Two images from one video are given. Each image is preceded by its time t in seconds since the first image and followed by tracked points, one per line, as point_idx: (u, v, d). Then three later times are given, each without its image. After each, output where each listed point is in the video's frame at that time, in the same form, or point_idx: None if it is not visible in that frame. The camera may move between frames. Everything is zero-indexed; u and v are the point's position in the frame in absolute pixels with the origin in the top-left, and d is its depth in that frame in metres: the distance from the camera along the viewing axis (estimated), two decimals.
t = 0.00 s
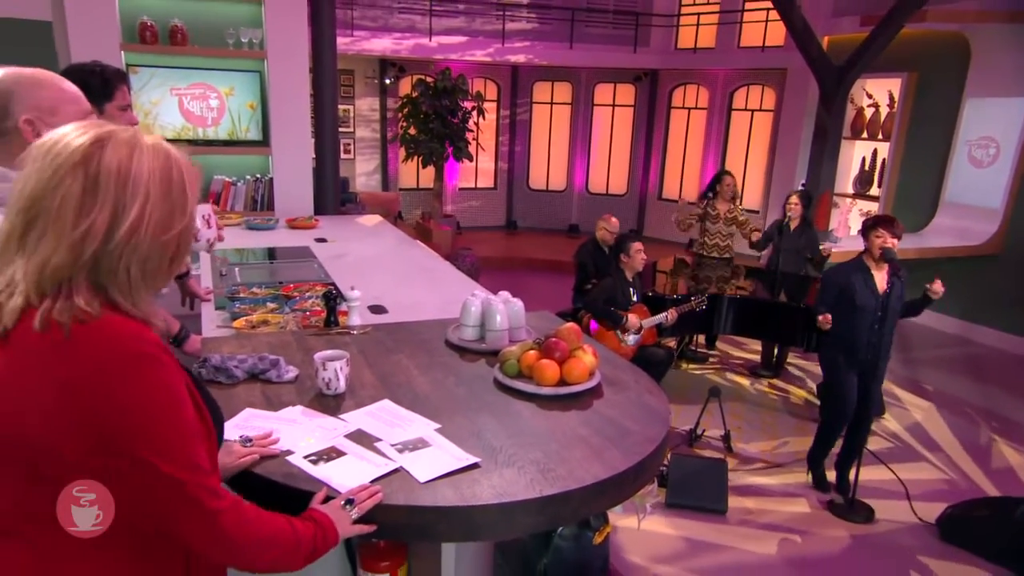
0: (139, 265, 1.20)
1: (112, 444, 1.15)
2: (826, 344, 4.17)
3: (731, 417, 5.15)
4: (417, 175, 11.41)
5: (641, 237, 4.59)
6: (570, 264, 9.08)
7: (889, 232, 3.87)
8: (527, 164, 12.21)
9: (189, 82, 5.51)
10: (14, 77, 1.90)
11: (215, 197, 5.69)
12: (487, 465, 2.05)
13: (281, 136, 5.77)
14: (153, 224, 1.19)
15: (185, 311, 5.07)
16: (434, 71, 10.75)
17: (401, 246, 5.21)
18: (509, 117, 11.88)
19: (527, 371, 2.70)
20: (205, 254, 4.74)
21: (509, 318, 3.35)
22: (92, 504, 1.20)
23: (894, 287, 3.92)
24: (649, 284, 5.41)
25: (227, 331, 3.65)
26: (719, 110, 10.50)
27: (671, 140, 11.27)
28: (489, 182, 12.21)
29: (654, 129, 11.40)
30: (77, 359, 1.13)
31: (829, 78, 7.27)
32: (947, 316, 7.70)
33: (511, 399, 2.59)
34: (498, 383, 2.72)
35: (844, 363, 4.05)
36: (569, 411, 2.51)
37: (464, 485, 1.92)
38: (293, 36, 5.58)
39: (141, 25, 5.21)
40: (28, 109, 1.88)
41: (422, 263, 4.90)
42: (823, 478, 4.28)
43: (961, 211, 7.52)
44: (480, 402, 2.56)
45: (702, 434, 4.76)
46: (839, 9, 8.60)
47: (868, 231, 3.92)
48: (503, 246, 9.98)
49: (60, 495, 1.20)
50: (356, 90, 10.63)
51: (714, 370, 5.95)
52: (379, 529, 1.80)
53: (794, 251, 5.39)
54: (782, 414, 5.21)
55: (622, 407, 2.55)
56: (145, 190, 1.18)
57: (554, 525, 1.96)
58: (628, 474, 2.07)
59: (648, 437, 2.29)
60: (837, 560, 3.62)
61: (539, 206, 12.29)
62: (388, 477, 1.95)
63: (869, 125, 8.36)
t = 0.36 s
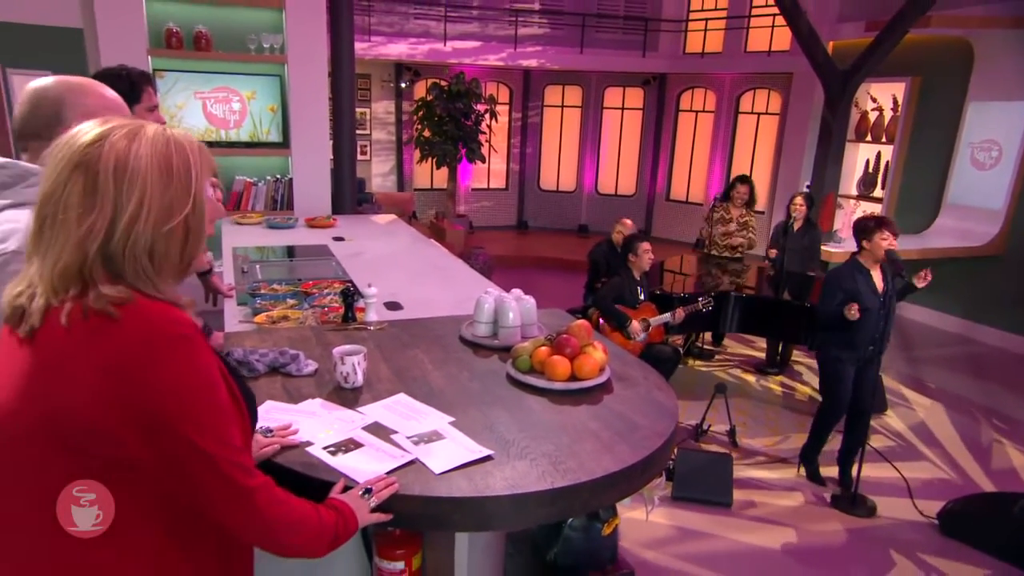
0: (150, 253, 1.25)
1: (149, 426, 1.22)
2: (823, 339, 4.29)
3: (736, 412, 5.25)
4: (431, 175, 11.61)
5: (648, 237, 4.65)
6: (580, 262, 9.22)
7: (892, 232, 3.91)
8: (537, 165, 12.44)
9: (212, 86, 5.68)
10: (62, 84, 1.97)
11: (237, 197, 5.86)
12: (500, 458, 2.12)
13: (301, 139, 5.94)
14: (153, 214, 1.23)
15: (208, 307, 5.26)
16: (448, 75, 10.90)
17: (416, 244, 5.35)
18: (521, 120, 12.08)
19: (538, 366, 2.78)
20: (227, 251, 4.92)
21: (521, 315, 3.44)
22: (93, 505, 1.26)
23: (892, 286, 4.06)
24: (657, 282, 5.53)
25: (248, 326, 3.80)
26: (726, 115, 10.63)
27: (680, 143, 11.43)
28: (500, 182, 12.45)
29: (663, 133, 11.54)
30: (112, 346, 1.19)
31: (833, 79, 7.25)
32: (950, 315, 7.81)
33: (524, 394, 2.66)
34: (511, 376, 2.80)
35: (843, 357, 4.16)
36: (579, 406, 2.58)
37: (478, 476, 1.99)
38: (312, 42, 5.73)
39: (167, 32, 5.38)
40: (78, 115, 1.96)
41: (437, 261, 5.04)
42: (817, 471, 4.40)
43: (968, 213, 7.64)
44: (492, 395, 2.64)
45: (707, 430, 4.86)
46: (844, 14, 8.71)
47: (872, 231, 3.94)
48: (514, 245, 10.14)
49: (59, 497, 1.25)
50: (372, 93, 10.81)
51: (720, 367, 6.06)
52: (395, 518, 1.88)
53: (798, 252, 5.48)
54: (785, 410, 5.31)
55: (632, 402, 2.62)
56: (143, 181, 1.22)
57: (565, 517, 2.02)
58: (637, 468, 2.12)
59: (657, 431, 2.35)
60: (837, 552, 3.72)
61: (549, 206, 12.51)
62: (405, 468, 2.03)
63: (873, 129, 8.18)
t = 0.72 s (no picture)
0: (179, 249, 1.31)
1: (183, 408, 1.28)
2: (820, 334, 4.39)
3: (740, 408, 5.34)
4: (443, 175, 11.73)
5: (657, 239, 4.79)
6: (588, 262, 9.32)
7: (891, 232, 4.00)
8: (547, 166, 12.46)
9: (232, 90, 5.81)
10: (97, 88, 2.00)
11: (256, 197, 6.02)
12: (511, 451, 2.18)
13: (317, 142, 6.08)
14: (176, 213, 1.29)
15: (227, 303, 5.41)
16: (460, 78, 11.03)
17: (428, 243, 5.47)
18: (530, 122, 12.14)
19: (548, 362, 2.86)
20: (246, 249, 5.06)
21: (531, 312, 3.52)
22: (93, 504, 1.34)
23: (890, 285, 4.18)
24: (664, 280, 5.66)
25: (266, 322, 3.93)
26: (731, 116, 10.77)
27: (687, 144, 11.60)
28: (511, 184, 12.48)
29: (669, 136, 11.73)
30: (146, 333, 1.25)
31: (837, 84, 7.36)
32: (950, 314, 7.86)
33: (535, 390, 2.73)
34: (521, 373, 2.88)
35: (841, 353, 4.25)
36: (587, 401, 2.65)
37: (489, 469, 2.05)
38: (329, 47, 5.86)
39: (189, 37, 5.54)
40: (108, 119, 2.00)
41: (450, 260, 5.15)
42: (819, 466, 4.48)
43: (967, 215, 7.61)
44: (503, 391, 2.73)
45: (711, 425, 4.95)
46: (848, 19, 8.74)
47: (871, 231, 4.04)
48: (524, 244, 10.25)
49: (62, 496, 1.34)
50: (387, 95, 10.94)
51: (725, 365, 6.15)
52: (407, 509, 1.95)
53: (802, 250, 5.55)
54: (789, 406, 5.41)
55: (640, 398, 2.69)
56: (165, 182, 1.28)
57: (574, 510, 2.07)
58: (644, 461, 2.18)
59: (665, 427, 2.40)
60: (841, 546, 3.80)
61: (559, 207, 12.60)
62: (417, 460, 2.10)
63: (876, 132, 8.32)
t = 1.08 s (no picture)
0: (224, 248, 1.34)
1: (221, 402, 1.31)
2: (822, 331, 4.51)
3: (744, 405, 5.45)
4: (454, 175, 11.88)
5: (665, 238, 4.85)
6: (595, 262, 9.44)
7: (891, 232, 4.09)
8: (555, 166, 12.63)
9: (252, 94, 5.98)
10: (136, 93, 2.00)
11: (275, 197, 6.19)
12: (522, 444, 2.31)
13: (333, 145, 6.24)
14: (223, 214, 1.33)
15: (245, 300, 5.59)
16: (472, 83, 11.19)
17: (440, 242, 5.62)
18: (540, 125, 12.30)
19: (558, 358, 2.98)
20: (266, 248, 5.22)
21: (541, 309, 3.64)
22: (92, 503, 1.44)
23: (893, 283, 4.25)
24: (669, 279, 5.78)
25: (286, 318, 4.09)
26: (736, 122, 10.82)
27: (693, 147, 11.68)
28: (521, 185, 12.65)
29: (675, 138, 11.84)
30: (184, 331, 1.29)
31: (840, 90, 7.48)
32: (951, 314, 7.92)
33: (545, 385, 2.86)
34: (532, 368, 3.01)
35: (842, 349, 4.36)
36: (597, 396, 2.77)
37: (501, 461, 2.18)
38: (347, 53, 6.03)
39: (212, 44, 5.71)
40: (144, 125, 1.99)
41: (463, 259, 5.29)
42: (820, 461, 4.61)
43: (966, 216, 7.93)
44: (515, 385, 2.86)
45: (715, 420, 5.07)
46: (850, 25, 8.97)
47: (873, 230, 4.12)
48: (533, 244, 10.40)
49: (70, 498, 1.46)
50: (401, 99, 11.09)
51: (729, 362, 6.26)
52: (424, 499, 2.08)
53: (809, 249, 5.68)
54: (790, 403, 5.52)
55: (647, 394, 2.81)
56: (214, 188, 1.31)
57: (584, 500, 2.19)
58: (652, 455, 2.30)
59: (671, 422, 2.53)
60: (840, 540, 3.90)
61: (567, 207, 12.73)
62: (432, 452, 2.23)
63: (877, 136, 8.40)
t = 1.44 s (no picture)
0: (279, 249, 1.43)
1: (259, 401, 1.39)
2: (824, 330, 4.57)
3: (746, 402, 5.54)
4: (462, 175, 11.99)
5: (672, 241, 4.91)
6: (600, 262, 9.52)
7: (890, 234, 4.12)
8: (561, 167, 12.72)
9: (266, 97, 6.15)
10: (162, 97, 2.09)
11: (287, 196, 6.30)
12: (529, 439, 2.40)
13: (343, 147, 6.38)
14: (280, 215, 1.41)
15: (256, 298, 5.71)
16: (478, 86, 11.31)
17: (447, 242, 5.72)
18: (546, 127, 12.40)
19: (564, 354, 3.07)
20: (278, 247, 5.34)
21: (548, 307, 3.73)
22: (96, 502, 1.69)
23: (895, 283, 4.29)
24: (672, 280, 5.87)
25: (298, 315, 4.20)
26: (739, 124, 10.87)
27: (696, 148, 11.72)
28: (527, 186, 12.75)
29: (679, 141, 11.88)
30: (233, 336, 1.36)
31: (841, 94, 7.54)
32: (951, 314, 7.96)
33: (552, 382, 2.96)
34: (539, 365, 3.10)
35: (842, 348, 4.43)
36: (602, 393, 2.87)
37: (509, 456, 2.27)
38: (358, 56, 6.15)
39: (228, 49, 5.84)
40: (170, 129, 2.08)
41: (471, 258, 5.39)
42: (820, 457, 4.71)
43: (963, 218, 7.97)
44: (523, 382, 2.96)
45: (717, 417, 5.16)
46: (851, 30, 9.02)
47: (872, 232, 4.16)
48: (539, 244, 10.50)
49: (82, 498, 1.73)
50: (410, 102, 11.23)
51: (731, 361, 6.34)
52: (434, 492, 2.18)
53: (810, 251, 5.75)
54: (791, 400, 5.60)
55: (652, 391, 2.90)
56: (267, 188, 1.39)
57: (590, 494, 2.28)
58: (656, 451, 2.39)
59: (674, 418, 2.61)
60: (841, 536, 3.98)
61: (573, 207, 12.82)
62: (442, 447, 2.33)
63: (878, 138, 8.46)
